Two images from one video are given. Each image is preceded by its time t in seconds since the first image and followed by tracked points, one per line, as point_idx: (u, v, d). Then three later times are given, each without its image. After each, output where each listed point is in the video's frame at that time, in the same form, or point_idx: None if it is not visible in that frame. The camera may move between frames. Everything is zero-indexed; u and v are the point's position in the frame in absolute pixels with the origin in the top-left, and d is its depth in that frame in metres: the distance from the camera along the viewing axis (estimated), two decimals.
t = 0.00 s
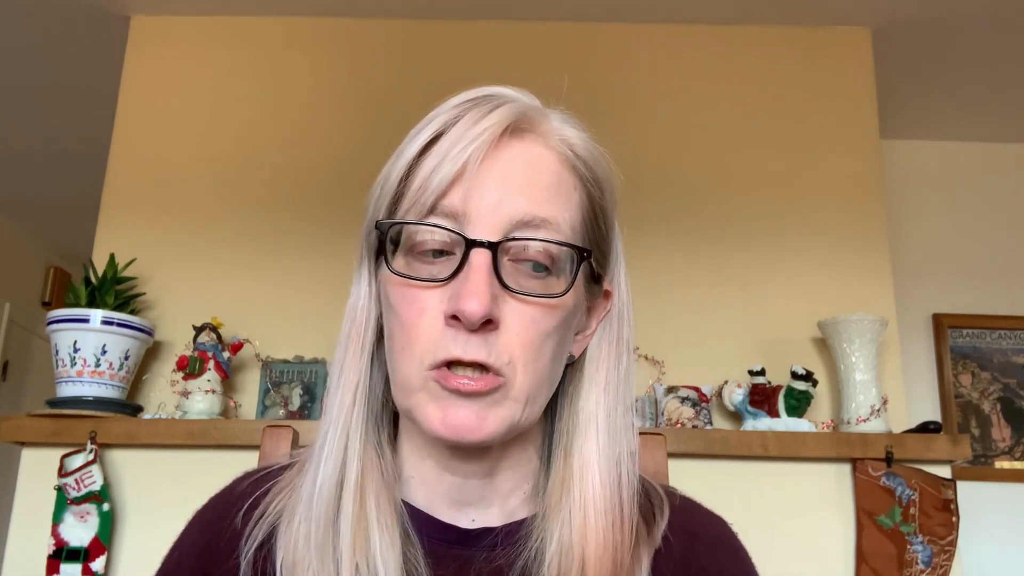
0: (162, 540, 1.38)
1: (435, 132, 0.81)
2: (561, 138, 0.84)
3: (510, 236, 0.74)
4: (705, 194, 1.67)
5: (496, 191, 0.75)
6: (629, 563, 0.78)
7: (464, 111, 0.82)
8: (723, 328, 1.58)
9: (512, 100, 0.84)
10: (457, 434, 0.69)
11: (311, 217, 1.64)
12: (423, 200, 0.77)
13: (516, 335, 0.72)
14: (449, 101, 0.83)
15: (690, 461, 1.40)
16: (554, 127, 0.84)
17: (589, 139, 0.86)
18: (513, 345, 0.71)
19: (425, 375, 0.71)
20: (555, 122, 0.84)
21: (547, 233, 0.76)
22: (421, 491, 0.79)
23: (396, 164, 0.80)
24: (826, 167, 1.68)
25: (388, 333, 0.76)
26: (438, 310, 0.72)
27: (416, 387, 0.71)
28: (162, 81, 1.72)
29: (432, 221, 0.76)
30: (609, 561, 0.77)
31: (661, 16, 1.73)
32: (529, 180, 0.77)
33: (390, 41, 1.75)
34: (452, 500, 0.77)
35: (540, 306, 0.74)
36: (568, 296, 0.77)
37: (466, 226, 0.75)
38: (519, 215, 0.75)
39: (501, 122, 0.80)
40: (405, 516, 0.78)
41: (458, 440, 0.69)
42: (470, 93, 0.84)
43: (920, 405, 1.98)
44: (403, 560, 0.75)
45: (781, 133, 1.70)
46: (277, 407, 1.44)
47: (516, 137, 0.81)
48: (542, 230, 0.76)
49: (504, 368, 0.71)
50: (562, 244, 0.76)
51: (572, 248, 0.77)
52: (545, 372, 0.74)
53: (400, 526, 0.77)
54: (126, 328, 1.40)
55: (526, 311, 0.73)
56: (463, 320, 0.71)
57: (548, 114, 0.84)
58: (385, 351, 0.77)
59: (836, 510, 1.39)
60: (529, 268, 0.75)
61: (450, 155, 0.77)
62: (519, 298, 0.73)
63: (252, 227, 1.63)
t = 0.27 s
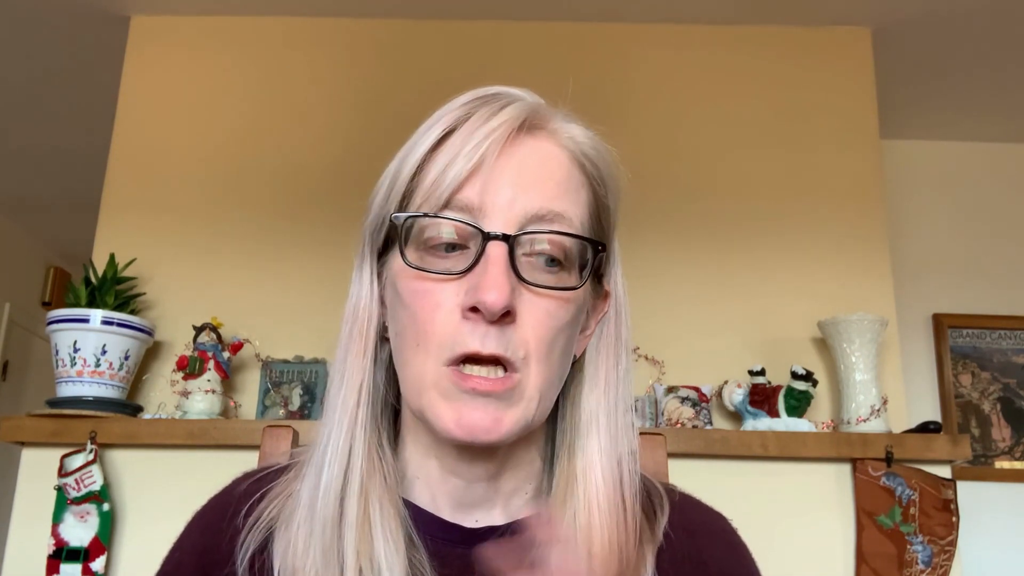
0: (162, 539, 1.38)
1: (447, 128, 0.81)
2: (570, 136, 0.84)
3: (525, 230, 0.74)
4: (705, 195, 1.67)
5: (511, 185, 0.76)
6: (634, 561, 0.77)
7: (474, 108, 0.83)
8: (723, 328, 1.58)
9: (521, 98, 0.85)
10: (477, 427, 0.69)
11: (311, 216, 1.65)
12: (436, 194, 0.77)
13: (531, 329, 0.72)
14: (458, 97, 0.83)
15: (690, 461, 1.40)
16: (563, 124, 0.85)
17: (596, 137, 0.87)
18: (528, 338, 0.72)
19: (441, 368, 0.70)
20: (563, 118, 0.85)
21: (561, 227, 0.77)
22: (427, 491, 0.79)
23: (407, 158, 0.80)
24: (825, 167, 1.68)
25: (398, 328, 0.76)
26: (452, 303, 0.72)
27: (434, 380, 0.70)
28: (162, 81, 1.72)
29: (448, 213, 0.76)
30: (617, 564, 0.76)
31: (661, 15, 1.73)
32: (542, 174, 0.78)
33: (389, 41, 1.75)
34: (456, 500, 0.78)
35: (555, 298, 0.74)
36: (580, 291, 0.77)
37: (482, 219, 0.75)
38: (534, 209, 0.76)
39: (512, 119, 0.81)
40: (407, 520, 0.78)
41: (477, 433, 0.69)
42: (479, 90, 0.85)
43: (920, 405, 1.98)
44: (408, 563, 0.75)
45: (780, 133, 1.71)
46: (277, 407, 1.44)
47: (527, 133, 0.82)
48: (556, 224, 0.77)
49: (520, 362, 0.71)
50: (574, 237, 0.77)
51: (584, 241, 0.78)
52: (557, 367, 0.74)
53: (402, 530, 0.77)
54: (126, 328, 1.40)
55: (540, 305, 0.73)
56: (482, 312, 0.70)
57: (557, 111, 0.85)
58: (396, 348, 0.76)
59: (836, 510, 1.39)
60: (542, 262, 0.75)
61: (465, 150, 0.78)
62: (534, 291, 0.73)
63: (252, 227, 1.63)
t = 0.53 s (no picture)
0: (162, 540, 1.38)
1: (450, 121, 0.81)
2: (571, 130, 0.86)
3: (531, 218, 0.75)
4: (705, 195, 1.67)
5: (517, 174, 0.76)
6: (632, 557, 0.78)
7: (477, 102, 0.83)
8: (723, 329, 1.58)
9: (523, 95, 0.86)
10: (487, 411, 0.69)
11: (311, 217, 1.64)
12: (443, 184, 0.78)
13: (536, 316, 0.72)
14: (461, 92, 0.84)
15: (689, 461, 1.40)
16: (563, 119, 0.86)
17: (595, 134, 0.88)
18: (535, 324, 0.72)
19: (450, 354, 0.70)
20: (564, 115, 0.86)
21: (565, 216, 0.78)
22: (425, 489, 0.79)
23: (411, 151, 0.80)
24: (826, 167, 1.68)
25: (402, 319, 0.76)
26: (459, 290, 0.72)
27: (443, 365, 0.70)
28: (162, 81, 1.72)
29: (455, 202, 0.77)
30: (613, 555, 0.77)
31: (661, 16, 1.73)
32: (546, 165, 0.78)
33: (390, 41, 1.75)
34: (453, 501, 0.78)
35: (561, 285, 0.74)
36: (583, 281, 0.77)
37: (487, 207, 0.75)
38: (539, 198, 0.76)
39: (516, 112, 0.82)
40: (403, 522, 0.78)
41: (487, 418, 0.68)
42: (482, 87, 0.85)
43: (920, 405, 1.98)
44: (405, 564, 0.75)
45: (780, 133, 1.71)
46: (277, 407, 1.44)
47: (530, 127, 0.83)
48: (560, 213, 0.77)
49: (527, 349, 0.71)
50: (577, 225, 0.77)
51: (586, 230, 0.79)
52: (560, 358, 0.75)
53: (399, 533, 0.77)
54: (126, 328, 1.40)
55: (545, 295, 0.73)
56: (491, 297, 0.70)
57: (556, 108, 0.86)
58: (399, 339, 0.76)
59: (836, 510, 1.39)
60: (547, 251, 0.75)
61: (470, 141, 0.78)
62: (541, 278, 0.73)
63: (252, 227, 1.63)
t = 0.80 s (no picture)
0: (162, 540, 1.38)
1: (447, 119, 0.82)
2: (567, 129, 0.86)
3: (526, 213, 0.75)
4: (706, 195, 1.67)
5: (513, 171, 0.77)
6: (633, 551, 0.77)
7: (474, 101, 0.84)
8: (723, 329, 1.58)
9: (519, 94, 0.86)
10: (483, 404, 0.68)
11: (311, 217, 1.65)
12: (439, 180, 0.78)
13: (533, 311, 0.72)
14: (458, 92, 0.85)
15: (689, 461, 1.39)
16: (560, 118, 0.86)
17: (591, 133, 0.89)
18: (531, 318, 0.72)
19: (446, 347, 0.70)
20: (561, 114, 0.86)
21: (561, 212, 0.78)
22: (425, 480, 0.80)
23: (408, 148, 0.81)
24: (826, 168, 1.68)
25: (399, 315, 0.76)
26: (455, 284, 0.72)
27: (439, 359, 0.70)
28: (162, 82, 1.72)
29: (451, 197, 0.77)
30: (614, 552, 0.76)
31: (661, 16, 1.73)
32: (542, 162, 0.79)
33: (390, 41, 1.75)
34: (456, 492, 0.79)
35: (557, 279, 0.74)
36: (580, 277, 0.77)
37: (483, 202, 0.76)
38: (535, 194, 0.76)
39: (512, 110, 0.82)
40: (401, 521, 0.78)
41: (484, 412, 0.68)
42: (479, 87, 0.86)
43: (920, 405, 1.98)
44: (401, 564, 0.74)
45: (780, 133, 1.71)
46: (277, 407, 1.44)
47: (526, 125, 0.83)
48: (556, 208, 0.77)
49: (523, 343, 0.71)
50: (573, 220, 0.77)
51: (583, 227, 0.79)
52: (557, 353, 0.74)
53: (395, 532, 0.76)
54: (126, 328, 1.40)
55: (542, 289, 0.73)
56: (487, 289, 0.70)
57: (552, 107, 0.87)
58: (396, 336, 0.76)
59: (836, 510, 1.39)
60: (542, 245, 0.75)
61: (466, 139, 0.79)
62: (537, 272, 0.73)
63: (252, 227, 1.63)
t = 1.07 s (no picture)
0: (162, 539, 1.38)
1: (443, 124, 0.81)
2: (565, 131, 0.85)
3: (524, 221, 0.75)
4: (706, 195, 1.67)
5: (510, 177, 0.76)
6: (636, 548, 0.77)
7: (470, 104, 0.83)
8: (723, 329, 1.58)
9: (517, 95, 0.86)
10: (485, 416, 0.69)
11: (311, 217, 1.64)
12: (436, 187, 0.78)
13: (533, 318, 0.72)
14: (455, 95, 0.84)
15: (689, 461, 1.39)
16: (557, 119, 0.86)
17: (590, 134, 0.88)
18: (531, 328, 0.72)
19: (446, 359, 0.71)
20: (559, 115, 0.86)
21: (559, 218, 0.77)
22: (426, 479, 0.80)
23: (405, 154, 0.81)
24: (826, 168, 1.68)
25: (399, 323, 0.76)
26: (454, 295, 0.72)
27: (439, 371, 0.70)
28: (162, 81, 1.72)
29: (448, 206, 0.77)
30: (614, 552, 0.76)
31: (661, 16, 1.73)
32: (539, 167, 0.78)
33: (390, 41, 1.75)
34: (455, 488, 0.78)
35: (556, 287, 0.74)
36: (580, 282, 0.77)
37: (481, 210, 0.75)
38: (533, 201, 0.76)
39: (509, 114, 0.82)
40: (405, 519, 0.78)
41: (486, 423, 0.69)
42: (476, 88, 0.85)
43: (920, 405, 1.98)
44: (406, 561, 0.74)
45: (781, 133, 1.70)
46: (277, 407, 1.44)
47: (524, 129, 0.82)
48: (553, 215, 0.77)
49: (523, 353, 0.71)
50: (571, 226, 0.77)
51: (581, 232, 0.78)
52: (558, 359, 0.75)
53: (398, 527, 0.77)
54: (126, 328, 1.40)
55: (541, 297, 0.73)
56: (485, 301, 0.70)
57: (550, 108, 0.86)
58: (396, 343, 0.76)
59: (836, 510, 1.39)
60: (541, 252, 0.75)
61: (463, 144, 0.78)
62: (536, 281, 0.73)
63: (252, 227, 1.63)
